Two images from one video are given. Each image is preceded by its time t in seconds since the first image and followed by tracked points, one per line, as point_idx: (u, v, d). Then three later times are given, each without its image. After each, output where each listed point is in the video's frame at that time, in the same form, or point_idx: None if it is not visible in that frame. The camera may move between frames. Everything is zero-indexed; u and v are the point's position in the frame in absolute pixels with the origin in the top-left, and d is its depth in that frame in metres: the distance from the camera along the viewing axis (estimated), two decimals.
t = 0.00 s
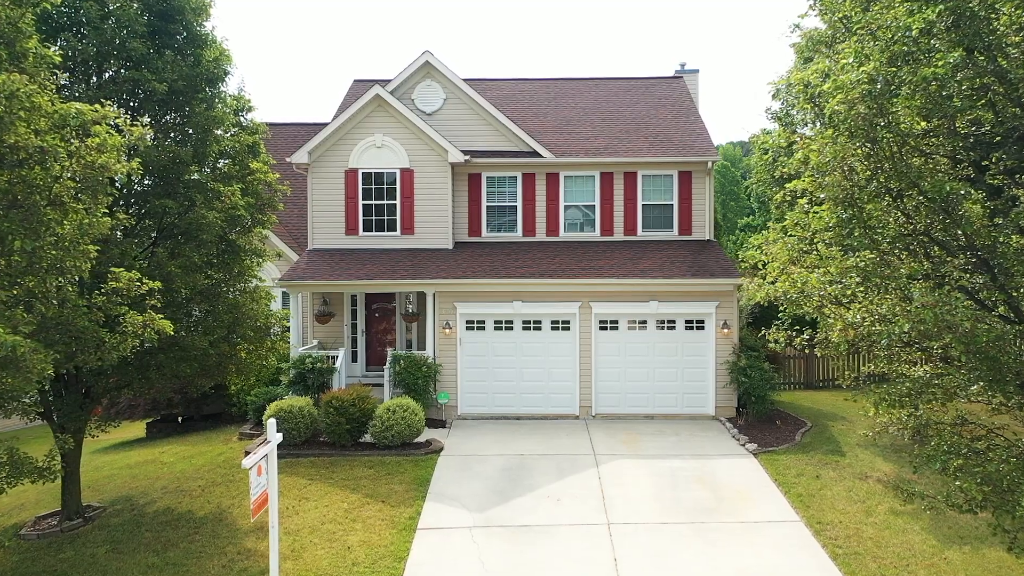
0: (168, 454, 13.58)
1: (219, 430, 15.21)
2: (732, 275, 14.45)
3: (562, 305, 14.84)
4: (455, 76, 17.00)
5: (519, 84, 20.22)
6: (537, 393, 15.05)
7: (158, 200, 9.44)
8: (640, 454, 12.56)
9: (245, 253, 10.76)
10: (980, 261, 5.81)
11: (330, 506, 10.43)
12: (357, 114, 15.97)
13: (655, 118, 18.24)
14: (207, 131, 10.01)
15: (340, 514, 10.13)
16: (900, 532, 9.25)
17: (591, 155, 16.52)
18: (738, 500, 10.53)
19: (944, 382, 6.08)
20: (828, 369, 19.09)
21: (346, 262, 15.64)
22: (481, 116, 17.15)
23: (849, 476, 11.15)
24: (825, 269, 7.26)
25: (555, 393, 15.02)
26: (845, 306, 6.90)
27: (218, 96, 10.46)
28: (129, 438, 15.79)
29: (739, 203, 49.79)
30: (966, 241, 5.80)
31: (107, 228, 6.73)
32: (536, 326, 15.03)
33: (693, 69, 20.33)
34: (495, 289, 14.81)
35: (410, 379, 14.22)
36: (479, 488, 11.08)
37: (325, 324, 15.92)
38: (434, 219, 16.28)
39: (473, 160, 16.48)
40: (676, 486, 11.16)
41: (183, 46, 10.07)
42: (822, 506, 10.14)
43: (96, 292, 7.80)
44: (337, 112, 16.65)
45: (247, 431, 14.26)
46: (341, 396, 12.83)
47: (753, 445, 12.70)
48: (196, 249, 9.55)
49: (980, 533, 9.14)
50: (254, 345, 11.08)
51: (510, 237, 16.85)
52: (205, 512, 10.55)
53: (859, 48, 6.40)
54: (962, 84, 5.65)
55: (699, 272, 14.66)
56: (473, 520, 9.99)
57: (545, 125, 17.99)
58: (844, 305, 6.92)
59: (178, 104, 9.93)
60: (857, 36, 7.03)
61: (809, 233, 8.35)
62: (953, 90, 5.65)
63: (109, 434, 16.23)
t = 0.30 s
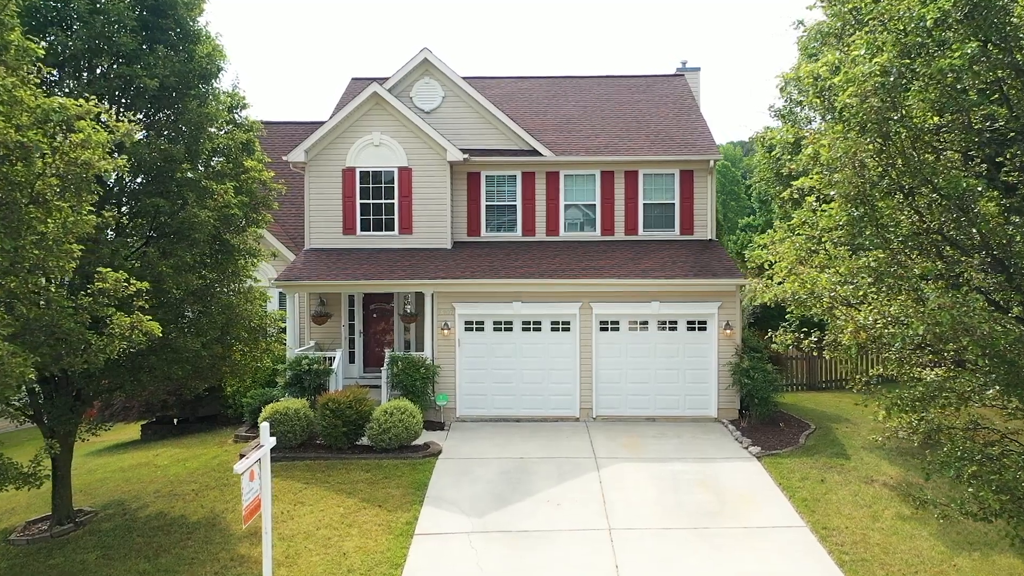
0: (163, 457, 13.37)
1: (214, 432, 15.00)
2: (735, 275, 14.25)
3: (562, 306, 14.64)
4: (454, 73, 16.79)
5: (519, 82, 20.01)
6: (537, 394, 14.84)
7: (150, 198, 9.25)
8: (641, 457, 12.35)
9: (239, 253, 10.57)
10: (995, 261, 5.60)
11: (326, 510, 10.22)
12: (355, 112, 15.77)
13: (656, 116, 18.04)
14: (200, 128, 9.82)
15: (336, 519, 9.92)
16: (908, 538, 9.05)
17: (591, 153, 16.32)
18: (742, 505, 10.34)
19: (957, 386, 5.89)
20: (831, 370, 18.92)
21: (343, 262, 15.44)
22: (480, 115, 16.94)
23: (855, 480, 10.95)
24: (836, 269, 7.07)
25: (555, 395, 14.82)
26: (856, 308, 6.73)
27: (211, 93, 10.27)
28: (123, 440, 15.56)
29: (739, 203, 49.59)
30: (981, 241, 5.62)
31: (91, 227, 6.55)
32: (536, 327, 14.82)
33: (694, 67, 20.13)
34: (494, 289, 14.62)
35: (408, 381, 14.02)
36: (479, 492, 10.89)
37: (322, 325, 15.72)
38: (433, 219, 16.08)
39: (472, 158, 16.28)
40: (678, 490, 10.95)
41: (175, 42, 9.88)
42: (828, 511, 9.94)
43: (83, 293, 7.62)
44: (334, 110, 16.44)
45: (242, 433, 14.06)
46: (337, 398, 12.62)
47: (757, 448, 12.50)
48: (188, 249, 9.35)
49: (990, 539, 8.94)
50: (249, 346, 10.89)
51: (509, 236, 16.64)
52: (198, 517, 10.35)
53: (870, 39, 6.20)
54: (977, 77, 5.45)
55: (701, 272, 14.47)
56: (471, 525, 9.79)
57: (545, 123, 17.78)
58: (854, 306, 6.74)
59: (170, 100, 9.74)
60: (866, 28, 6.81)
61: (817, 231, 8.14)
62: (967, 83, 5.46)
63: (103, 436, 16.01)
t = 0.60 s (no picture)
0: (157, 461, 13.17)
1: (210, 435, 14.80)
2: (737, 276, 14.05)
3: (562, 307, 14.44)
4: (453, 71, 16.58)
5: (519, 81, 19.80)
6: (537, 397, 14.64)
7: (141, 197, 9.07)
8: (643, 460, 12.15)
9: (233, 253, 10.38)
10: (1014, 261, 5.52)
11: (321, 516, 10.01)
12: (352, 110, 15.56)
13: (657, 114, 17.83)
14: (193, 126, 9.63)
15: (331, 525, 9.71)
16: (916, 544, 8.84)
17: (592, 152, 16.11)
18: (746, 509, 10.13)
19: (972, 391, 5.68)
20: (833, 372, 18.76)
21: (340, 262, 15.23)
22: (479, 113, 16.74)
23: (860, 485, 10.74)
24: (848, 270, 6.87)
25: (555, 397, 14.62)
26: (868, 310, 6.54)
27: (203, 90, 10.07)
28: (118, 443, 15.36)
29: (740, 203, 49.38)
30: (998, 240, 5.49)
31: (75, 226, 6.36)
32: (536, 327, 14.61)
33: (696, 65, 19.91)
34: (493, 289, 14.42)
35: (406, 383, 13.81)
36: (478, 497, 10.67)
37: (318, 325, 15.52)
38: (431, 218, 15.87)
39: (471, 157, 16.07)
40: (680, 495, 10.73)
41: (168, 38, 9.72)
42: (834, 517, 9.73)
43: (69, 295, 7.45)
44: (332, 108, 16.24)
45: (238, 436, 13.86)
46: (334, 400, 12.42)
47: (760, 451, 12.29)
48: (180, 249, 9.15)
49: (1001, 546, 8.72)
50: (243, 348, 10.69)
51: (509, 236, 16.44)
52: (191, 523, 10.14)
53: (883, 30, 6.01)
54: (995, 69, 5.24)
55: (703, 272, 14.27)
56: (469, 531, 9.59)
57: (545, 122, 17.57)
58: (866, 309, 6.56)
59: (162, 97, 9.57)
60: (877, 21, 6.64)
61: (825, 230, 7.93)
62: (984, 75, 5.26)
63: (98, 438, 15.82)
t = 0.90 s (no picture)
0: (151, 464, 12.97)
1: (205, 437, 14.61)
2: (740, 276, 13.85)
3: (562, 308, 14.23)
4: (451, 69, 16.37)
5: (518, 79, 19.60)
6: (537, 399, 14.43)
7: (131, 196, 8.89)
8: (644, 464, 11.95)
9: (227, 253, 10.19)
10: None
11: (316, 521, 9.80)
12: (349, 108, 15.36)
13: (658, 113, 17.63)
14: (186, 123, 9.45)
15: (326, 531, 9.50)
16: (925, 551, 8.64)
17: (592, 151, 15.91)
18: (750, 515, 9.93)
19: (989, 397, 5.50)
20: (836, 373, 18.57)
21: (337, 262, 15.04)
22: (477, 111, 16.54)
23: (866, 490, 10.53)
24: (861, 270, 6.71)
25: (555, 400, 14.41)
26: (883, 313, 6.37)
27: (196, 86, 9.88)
28: (113, 445, 15.17)
29: (740, 203, 49.20)
30: (1016, 239, 5.33)
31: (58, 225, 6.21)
32: (536, 329, 14.41)
33: (697, 63, 19.71)
34: (492, 290, 14.22)
35: (404, 385, 13.61)
36: (477, 502, 10.47)
37: (315, 327, 15.32)
38: (429, 218, 15.68)
39: (470, 156, 15.87)
40: (683, 500, 10.53)
41: (159, 34, 9.55)
42: (839, 522, 9.52)
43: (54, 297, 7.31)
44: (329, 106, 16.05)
45: (233, 439, 13.66)
46: (330, 403, 12.21)
47: (764, 454, 12.09)
48: (171, 248, 8.96)
49: (1011, 553, 8.51)
50: (236, 350, 10.49)
51: (509, 236, 16.23)
52: (184, 528, 9.94)
53: (897, 21, 5.86)
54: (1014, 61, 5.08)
55: (705, 272, 14.07)
56: (468, 536, 9.38)
57: (544, 121, 17.36)
58: (881, 311, 6.39)
59: (153, 93, 9.40)
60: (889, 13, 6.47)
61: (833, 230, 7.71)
62: (1003, 68, 5.10)
63: (93, 441, 15.63)
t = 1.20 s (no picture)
0: (144, 467, 12.75)
1: (200, 440, 14.40)
2: (742, 276, 13.66)
3: (562, 308, 14.02)
4: (450, 66, 16.17)
5: (517, 77, 19.40)
6: (537, 401, 14.22)
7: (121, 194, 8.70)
8: (646, 468, 11.76)
9: (221, 253, 10.01)
10: None
11: (311, 527, 9.60)
12: (346, 106, 15.16)
13: (659, 111, 17.43)
14: (177, 120, 9.25)
15: (322, 537, 9.29)
16: (933, 558, 8.44)
17: (592, 150, 15.71)
18: (755, 521, 9.73)
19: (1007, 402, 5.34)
20: (838, 374, 18.35)
21: (334, 262, 14.83)
22: (476, 110, 16.34)
23: (872, 494, 10.34)
24: (874, 271, 6.57)
25: (555, 402, 14.21)
26: (897, 315, 6.24)
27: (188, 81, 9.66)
28: (106, 448, 14.95)
29: (740, 203, 48.98)
30: None
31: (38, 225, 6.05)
32: (536, 330, 14.21)
33: (698, 62, 19.51)
34: (491, 291, 14.01)
35: (401, 387, 13.40)
36: (474, 507, 10.28)
37: (312, 328, 15.11)
38: (428, 218, 15.46)
39: (468, 155, 15.67)
40: (685, 504, 10.34)
41: (149, 30, 9.36)
42: (846, 528, 9.32)
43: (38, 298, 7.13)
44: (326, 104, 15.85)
45: (228, 442, 13.44)
46: (326, 406, 12.01)
47: (767, 458, 11.89)
48: (161, 248, 8.79)
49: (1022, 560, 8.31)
50: (230, 352, 10.29)
51: (508, 236, 16.03)
52: (176, 534, 9.72)
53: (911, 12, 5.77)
54: None
55: (708, 272, 13.87)
56: (467, 542, 9.20)
57: (544, 119, 17.16)
58: (895, 314, 6.26)
59: (144, 90, 9.21)
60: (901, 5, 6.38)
61: (842, 230, 7.50)
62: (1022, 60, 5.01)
63: (86, 444, 15.41)
